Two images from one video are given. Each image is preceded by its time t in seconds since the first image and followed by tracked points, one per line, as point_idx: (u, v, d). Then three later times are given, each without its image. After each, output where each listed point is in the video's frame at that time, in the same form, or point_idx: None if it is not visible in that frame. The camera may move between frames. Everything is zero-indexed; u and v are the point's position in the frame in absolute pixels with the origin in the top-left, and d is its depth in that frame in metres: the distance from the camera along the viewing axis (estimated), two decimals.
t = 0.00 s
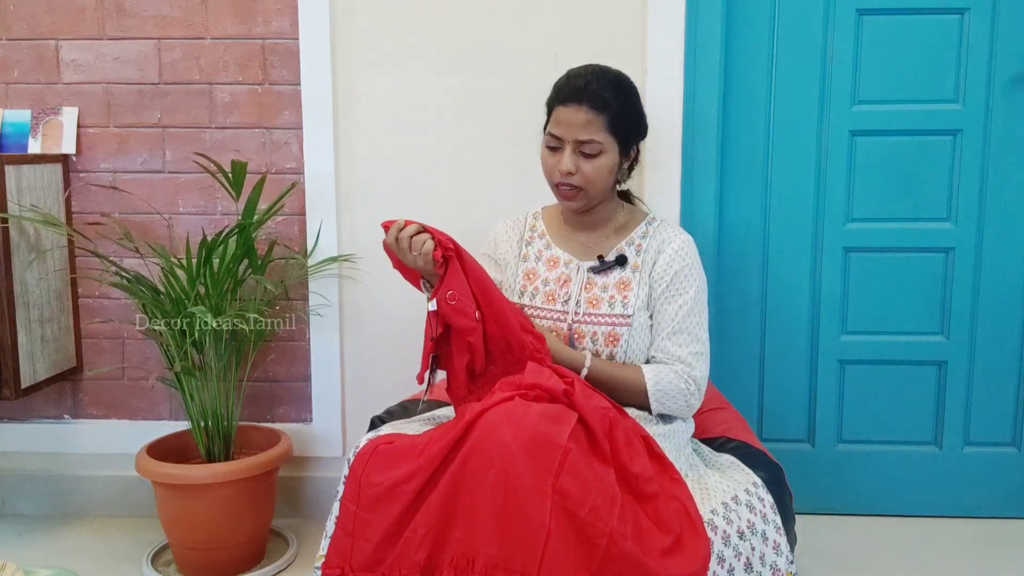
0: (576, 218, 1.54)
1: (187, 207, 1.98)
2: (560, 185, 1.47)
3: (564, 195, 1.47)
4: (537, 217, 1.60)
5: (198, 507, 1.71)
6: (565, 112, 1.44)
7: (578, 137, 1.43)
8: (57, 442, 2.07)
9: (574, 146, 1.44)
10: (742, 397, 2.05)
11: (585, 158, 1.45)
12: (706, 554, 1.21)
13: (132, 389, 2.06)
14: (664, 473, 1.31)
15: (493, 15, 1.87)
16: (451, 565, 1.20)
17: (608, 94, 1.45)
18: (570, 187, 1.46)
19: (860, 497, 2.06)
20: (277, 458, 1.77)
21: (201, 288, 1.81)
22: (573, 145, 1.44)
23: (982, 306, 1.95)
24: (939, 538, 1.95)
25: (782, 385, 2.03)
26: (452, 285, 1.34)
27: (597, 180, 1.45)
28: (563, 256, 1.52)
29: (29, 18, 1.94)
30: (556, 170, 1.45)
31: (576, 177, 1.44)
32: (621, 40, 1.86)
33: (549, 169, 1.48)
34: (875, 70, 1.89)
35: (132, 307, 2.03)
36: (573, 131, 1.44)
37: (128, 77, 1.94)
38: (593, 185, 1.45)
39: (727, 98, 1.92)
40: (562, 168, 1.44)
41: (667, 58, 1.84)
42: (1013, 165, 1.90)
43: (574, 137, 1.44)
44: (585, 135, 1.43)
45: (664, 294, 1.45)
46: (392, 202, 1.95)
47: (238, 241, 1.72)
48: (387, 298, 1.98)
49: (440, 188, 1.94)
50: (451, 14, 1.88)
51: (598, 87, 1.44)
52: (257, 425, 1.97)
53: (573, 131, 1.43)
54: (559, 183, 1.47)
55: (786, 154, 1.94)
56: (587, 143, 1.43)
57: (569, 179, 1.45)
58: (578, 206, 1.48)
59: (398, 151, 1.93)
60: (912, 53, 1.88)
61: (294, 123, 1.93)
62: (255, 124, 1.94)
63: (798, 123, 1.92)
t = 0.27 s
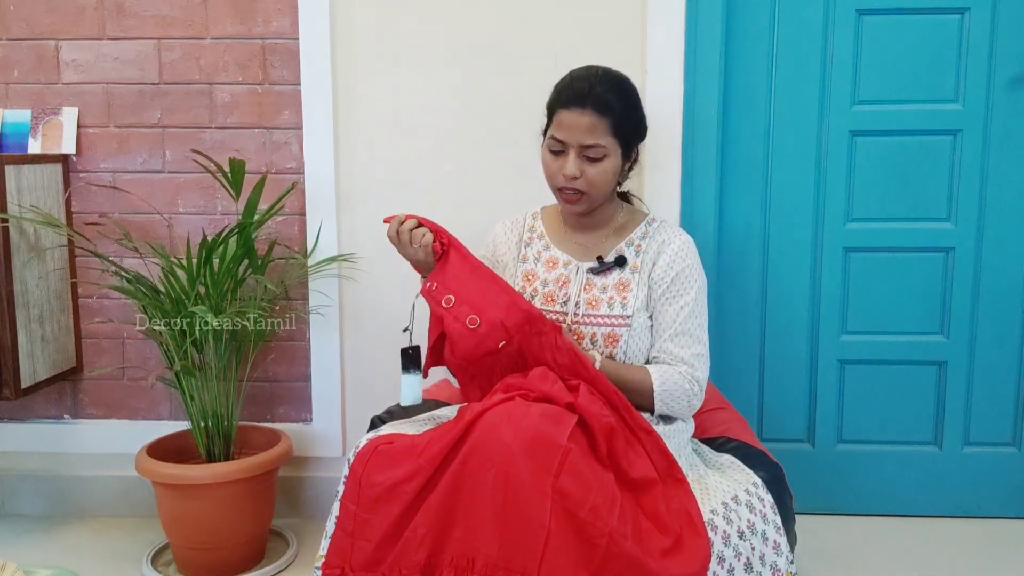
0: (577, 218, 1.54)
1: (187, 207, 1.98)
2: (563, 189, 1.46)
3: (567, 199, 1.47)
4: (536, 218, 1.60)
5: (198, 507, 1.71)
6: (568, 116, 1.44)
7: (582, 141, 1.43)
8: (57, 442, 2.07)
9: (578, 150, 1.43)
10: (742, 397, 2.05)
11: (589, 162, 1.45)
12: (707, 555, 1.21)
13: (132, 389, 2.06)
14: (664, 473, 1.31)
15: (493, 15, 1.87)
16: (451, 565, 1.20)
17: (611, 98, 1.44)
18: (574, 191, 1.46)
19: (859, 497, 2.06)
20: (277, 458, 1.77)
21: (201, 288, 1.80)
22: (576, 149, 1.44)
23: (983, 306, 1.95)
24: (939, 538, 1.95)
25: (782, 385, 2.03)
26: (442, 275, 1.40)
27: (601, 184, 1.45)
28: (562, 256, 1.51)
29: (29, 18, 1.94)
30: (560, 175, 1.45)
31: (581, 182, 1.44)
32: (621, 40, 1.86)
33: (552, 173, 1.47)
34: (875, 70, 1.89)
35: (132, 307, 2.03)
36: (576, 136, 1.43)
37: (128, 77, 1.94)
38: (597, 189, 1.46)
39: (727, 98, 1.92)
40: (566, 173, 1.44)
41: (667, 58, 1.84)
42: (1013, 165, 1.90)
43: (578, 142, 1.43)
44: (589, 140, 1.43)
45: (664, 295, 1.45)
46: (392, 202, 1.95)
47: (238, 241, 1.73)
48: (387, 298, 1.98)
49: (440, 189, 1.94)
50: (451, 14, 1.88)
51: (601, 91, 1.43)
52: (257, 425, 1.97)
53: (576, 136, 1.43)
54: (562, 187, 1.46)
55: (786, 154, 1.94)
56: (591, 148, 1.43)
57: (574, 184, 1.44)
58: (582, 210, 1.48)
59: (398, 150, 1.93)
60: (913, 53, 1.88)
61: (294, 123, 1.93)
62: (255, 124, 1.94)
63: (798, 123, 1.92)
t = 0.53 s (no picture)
0: (576, 221, 1.53)
1: (187, 207, 1.98)
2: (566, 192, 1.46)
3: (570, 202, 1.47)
4: (536, 218, 1.60)
5: (198, 507, 1.71)
6: (570, 119, 1.43)
7: (584, 144, 1.43)
8: (57, 442, 2.07)
9: (581, 152, 1.43)
10: (742, 397, 2.04)
11: (591, 165, 1.45)
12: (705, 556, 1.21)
13: (132, 389, 2.06)
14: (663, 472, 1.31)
15: (493, 15, 1.87)
16: (451, 565, 1.20)
17: (613, 99, 1.44)
18: (576, 194, 1.46)
19: (859, 497, 2.06)
20: (277, 458, 1.77)
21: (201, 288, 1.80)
22: (579, 152, 1.43)
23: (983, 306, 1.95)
24: (940, 538, 1.95)
25: (782, 385, 2.03)
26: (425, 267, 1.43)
27: (603, 187, 1.45)
28: (561, 257, 1.52)
29: (29, 18, 1.94)
30: (562, 178, 1.45)
31: (584, 184, 1.44)
32: (621, 40, 1.86)
33: (554, 176, 1.47)
34: (875, 70, 1.89)
35: (133, 308, 2.03)
36: (579, 138, 1.43)
37: (128, 77, 1.94)
38: (599, 190, 1.45)
39: (727, 98, 1.92)
40: (568, 176, 1.43)
41: (667, 58, 1.84)
42: (1013, 165, 1.90)
43: (580, 144, 1.43)
44: (592, 142, 1.42)
45: (664, 298, 1.45)
46: (392, 202, 1.95)
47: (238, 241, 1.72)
48: (386, 298, 1.98)
49: (440, 189, 1.95)
50: (451, 14, 1.88)
51: (603, 92, 1.43)
52: (257, 425, 1.97)
53: (579, 138, 1.43)
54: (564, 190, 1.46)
55: (786, 153, 1.94)
56: (594, 149, 1.42)
57: (578, 187, 1.44)
58: (583, 213, 1.48)
59: (398, 150, 1.93)
60: (912, 53, 1.88)
61: (295, 123, 1.93)
62: (255, 124, 1.94)
63: (798, 122, 1.92)
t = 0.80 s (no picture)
0: (572, 222, 1.53)
1: (187, 207, 1.98)
2: (562, 194, 1.46)
3: (566, 204, 1.47)
4: (533, 217, 1.59)
5: (198, 507, 1.71)
6: (566, 120, 1.43)
7: (580, 145, 1.43)
8: (57, 442, 2.07)
9: (577, 154, 1.43)
10: (742, 397, 2.04)
11: (587, 166, 1.45)
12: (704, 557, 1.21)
13: (132, 389, 2.06)
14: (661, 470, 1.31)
15: (493, 15, 1.87)
16: (451, 565, 1.20)
17: (609, 100, 1.44)
18: (572, 195, 1.45)
19: (860, 497, 2.06)
20: (278, 458, 1.78)
21: (201, 287, 1.80)
22: (574, 153, 1.43)
23: (983, 306, 1.95)
24: (940, 538, 1.95)
25: (782, 384, 2.03)
26: (422, 244, 1.43)
27: (599, 188, 1.45)
28: (558, 257, 1.52)
29: (29, 18, 1.94)
30: (558, 179, 1.45)
31: (580, 186, 1.44)
32: (621, 41, 1.86)
33: (549, 177, 1.47)
34: (875, 70, 1.89)
35: (133, 308, 2.03)
36: (575, 139, 1.43)
37: (128, 77, 1.94)
38: (595, 193, 1.45)
39: (727, 98, 1.92)
40: (564, 177, 1.43)
41: (667, 58, 1.84)
42: (1013, 166, 1.90)
43: (576, 145, 1.43)
44: (588, 143, 1.42)
45: (670, 305, 1.45)
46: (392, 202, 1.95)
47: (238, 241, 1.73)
48: (387, 298, 1.98)
49: (440, 189, 1.95)
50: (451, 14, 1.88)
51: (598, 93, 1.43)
52: (257, 425, 1.97)
53: (575, 140, 1.43)
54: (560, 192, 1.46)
55: (786, 153, 1.94)
56: (589, 151, 1.43)
57: (573, 188, 1.44)
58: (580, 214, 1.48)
59: (398, 151, 1.93)
60: (912, 53, 1.88)
61: (295, 123, 1.93)
62: (255, 124, 1.94)
63: (798, 122, 1.92)
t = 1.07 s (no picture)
0: (570, 220, 1.53)
1: (187, 207, 1.98)
2: (560, 187, 1.45)
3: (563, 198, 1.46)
4: (531, 217, 1.59)
5: (198, 507, 1.71)
6: (565, 113, 1.43)
7: (579, 137, 1.43)
8: (57, 442, 2.07)
9: (576, 147, 1.43)
10: (742, 398, 2.04)
11: (586, 160, 1.44)
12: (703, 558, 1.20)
13: (132, 389, 2.06)
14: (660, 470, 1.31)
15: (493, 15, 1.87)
16: (451, 565, 1.20)
17: (609, 94, 1.44)
18: (570, 188, 1.45)
19: (860, 497, 2.06)
20: (278, 458, 1.78)
21: (201, 288, 1.80)
22: (573, 145, 1.43)
23: (983, 306, 1.95)
24: (939, 538, 1.95)
25: (782, 384, 2.03)
26: (421, 254, 1.44)
27: (598, 182, 1.45)
28: (558, 258, 1.51)
29: (29, 18, 1.94)
30: (557, 172, 1.44)
31: (578, 179, 1.43)
32: (621, 41, 1.86)
33: (548, 170, 1.46)
34: (875, 70, 1.89)
35: (132, 308, 2.03)
36: (574, 132, 1.43)
37: (128, 77, 1.94)
38: (593, 187, 1.45)
39: (727, 99, 1.92)
40: (563, 169, 1.43)
41: (667, 58, 1.84)
42: (1013, 165, 1.90)
43: (575, 137, 1.43)
44: (587, 136, 1.42)
45: (675, 303, 1.47)
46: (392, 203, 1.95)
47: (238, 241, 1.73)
48: (387, 298, 1.98)
49: (440, 189, 1.95)
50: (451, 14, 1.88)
51: (599, 87, 1.43)
52: (257, 425, 1.97)
53: (574, 132, 1.43)
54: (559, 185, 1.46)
55: (786, 153, 1.94)
56: (588, 143, 1.43)
57: (571, 181, 1.44)
58: (579, 209, 1.47)
59: (398, 151, 1.93)
60: (912, 53, 1.88)
61: (295, 124, 1.93)
62: (255, 124, 1.94)
63: (798, 122, 1.92)
